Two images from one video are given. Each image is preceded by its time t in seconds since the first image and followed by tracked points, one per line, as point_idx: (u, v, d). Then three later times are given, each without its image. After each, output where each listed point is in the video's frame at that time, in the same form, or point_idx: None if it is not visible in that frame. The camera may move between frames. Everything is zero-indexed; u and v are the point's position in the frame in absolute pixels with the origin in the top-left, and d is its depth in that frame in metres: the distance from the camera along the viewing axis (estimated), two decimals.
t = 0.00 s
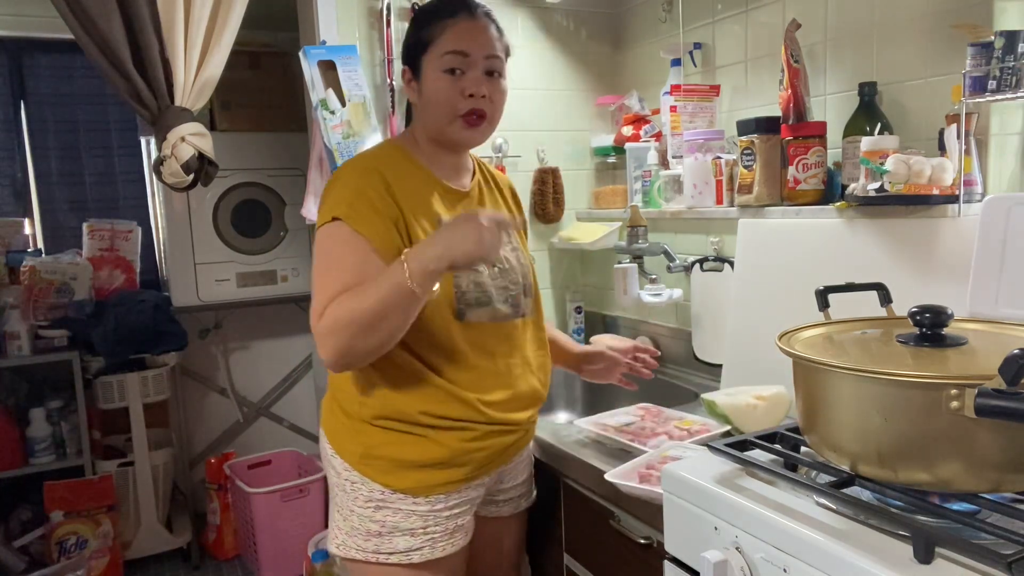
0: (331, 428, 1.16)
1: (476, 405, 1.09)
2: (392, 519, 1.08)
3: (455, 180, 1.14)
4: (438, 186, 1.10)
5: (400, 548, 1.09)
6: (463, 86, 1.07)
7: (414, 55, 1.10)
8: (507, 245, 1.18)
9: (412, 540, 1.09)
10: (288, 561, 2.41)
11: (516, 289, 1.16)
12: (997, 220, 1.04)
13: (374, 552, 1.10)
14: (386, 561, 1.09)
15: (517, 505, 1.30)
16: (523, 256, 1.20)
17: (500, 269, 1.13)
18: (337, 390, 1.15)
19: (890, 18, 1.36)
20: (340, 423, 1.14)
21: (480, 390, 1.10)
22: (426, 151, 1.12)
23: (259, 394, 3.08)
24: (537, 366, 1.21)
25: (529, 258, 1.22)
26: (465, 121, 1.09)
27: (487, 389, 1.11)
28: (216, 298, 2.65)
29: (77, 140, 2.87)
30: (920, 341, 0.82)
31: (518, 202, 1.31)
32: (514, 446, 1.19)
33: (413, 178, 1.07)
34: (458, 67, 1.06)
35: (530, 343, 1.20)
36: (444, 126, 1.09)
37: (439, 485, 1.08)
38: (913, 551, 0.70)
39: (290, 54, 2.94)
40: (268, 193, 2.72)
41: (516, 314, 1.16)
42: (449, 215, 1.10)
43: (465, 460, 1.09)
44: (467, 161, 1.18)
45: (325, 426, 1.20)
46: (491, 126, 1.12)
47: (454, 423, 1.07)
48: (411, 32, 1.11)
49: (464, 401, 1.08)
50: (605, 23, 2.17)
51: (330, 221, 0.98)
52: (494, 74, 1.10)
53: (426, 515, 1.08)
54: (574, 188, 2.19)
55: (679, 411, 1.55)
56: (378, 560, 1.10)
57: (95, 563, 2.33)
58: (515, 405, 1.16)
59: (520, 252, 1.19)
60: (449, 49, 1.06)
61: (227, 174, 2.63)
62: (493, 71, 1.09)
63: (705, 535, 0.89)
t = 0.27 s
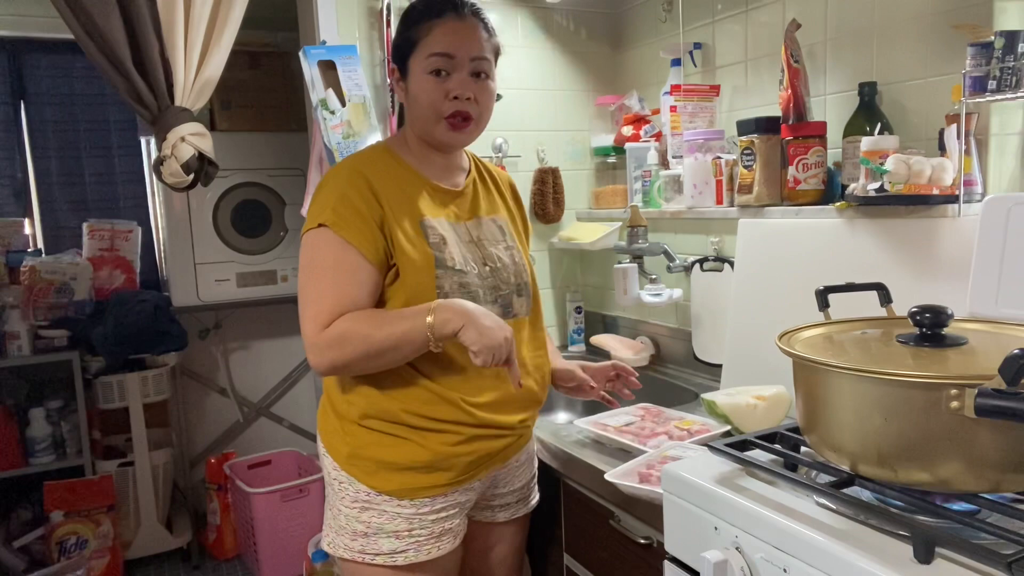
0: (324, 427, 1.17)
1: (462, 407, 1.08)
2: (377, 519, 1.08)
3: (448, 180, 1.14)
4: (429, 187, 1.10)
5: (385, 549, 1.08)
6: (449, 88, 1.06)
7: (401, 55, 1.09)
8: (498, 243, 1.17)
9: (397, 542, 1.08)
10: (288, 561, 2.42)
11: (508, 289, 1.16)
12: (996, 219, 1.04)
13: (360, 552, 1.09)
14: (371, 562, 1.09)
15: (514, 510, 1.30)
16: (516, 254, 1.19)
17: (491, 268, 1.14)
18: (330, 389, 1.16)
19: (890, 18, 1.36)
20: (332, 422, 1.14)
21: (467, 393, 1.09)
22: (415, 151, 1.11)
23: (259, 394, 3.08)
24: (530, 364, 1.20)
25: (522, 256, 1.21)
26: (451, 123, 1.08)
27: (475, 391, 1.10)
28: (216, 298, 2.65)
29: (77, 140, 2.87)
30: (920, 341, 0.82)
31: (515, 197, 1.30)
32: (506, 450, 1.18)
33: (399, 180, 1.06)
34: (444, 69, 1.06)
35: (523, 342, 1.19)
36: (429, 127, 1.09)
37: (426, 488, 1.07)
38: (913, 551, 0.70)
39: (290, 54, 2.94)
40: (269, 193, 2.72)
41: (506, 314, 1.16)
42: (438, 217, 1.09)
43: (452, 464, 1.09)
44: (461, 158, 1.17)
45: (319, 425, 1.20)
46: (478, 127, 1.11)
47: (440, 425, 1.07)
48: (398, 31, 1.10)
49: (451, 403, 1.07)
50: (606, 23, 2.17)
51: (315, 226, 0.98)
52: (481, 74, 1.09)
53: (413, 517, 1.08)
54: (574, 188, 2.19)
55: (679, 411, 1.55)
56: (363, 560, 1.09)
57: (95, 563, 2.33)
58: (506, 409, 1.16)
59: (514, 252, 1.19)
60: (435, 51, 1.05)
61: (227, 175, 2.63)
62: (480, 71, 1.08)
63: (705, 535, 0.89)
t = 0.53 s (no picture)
0: (325, 429, 1.16)
1: (469, 408, 1.09)
2: (385, 522, 1.08)
3: (448, 180, 1.14)
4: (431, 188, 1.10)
5: (392, 551, 1.08)
6: (447, 92, 1.06)
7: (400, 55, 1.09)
8: (500, 243, 1.17)
9: (404, 543, 1.08)
10: (288, 561, 2.42)
11: (509, 288, 1.16)
12: (996, 219, 1.04)
13: (367, 554, 1.09)
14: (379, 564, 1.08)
15: (515, 508, 1.30)
16: (517, 253, 1.19)
17: (493, 268, 1.13)
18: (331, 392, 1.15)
19: (889, 18, 1.36)
20: (334, 424, 1.13)
21: (473, 394, 1.10)
22: (413, 151, 1.11)
23: (259, 394, 3.08)
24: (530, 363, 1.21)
25: (523, 256, 1.22)
26: (449, 126, 1.08)
27: (480, 392, 1.11)
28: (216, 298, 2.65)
29: (77, 140, 2.87)
30: (920, 341, 0.82)
31: (513, 196, 1.30)
32: (509, 450, 1.18)
33: (400, 180, 1.06)
34: (443, 73, 1.05)
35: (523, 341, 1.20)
36: (429, 130, 1.08)
37: (432, 489, 1.07)
38: (913, 551, 0.70)
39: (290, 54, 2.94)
40: (268, 192, 2.72)
41: (508, 314, 1.16)
42: (440, 217, 1.09)
43: (458, 465, 1.09)
44: (458, 159, 1.17)
45: (319, 426, 1.20)
46: (477, 129, 1.11)
47: (447, 427, 1.07)
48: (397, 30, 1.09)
49: (458, 404, 1.08)
50: (606, 23, 2.17)
51: (319, 227, 0.98)
52: (480, 77, 1.08)
53: (420, 519, 1.08)
54: (574, 188, 2.19)
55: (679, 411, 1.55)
56: (371, 563, 1.09)
57: (95, 563, 2.33)
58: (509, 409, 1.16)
59: (515, 251, 1.19)
60: (434, 54, 1.05)
61: (227, 175, 2.63)
62: (479, 75, 1.08)
63: (705, 536, 0.89)
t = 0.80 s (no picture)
0: (326, 430, 1.15)
1: (475, 409, 1.09)
2: (389, 524, 1.07)
3: (445, 180, 1.14)
4: (432, 188, 1.10)
5: (397, 553, 1.08)
6: (432, 92, 1.06)
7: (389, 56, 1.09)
8: (501, 243, 1.17)
9: (409, 545, 1.08)
10: (288, 561, 2.42)
11: (511, 289, 1.16)
12: (996, 219, 1.04)
13: (371, 556, 1.09)
14: (383, 566, 1.09)
15: (512, 506, 1.30)
16: (518, 253, 1.20)
17: (495, 268, 1.14)
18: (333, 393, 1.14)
19: (889, 18, 1.36)
20: (336, 426, 1.13)
21: (478, 395, 1.10)
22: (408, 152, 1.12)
23: (259, 394, 3.08)
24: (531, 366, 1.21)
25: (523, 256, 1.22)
26: (437, 126, 1.08)
27: (485, 393, 1.11)
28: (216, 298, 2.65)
29: (77, 140, 2.87)
30: (920, 341, 0.82)
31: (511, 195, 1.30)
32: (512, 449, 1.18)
33: (403, 179, 1.06)
34: (427, 72, 1.05)
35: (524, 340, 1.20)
36: (418, 130, 1.09)
37: (438, 491, 1.07)
38: (913, 551, 0.70)
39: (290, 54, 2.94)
40: (269, 193, 2.72)
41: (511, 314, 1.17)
42: (441, 218, 1.09)
43: (464, 466, 1.09)
44: (454, 158, 1.17)
45: (320, 427, 1.19)
46: (466, 128, 1.11)
47: (453, 428, 1.07)
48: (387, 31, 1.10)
49: (464, 406, 1.08)
50: (606, 23, 2.17)
51: (325, 228, 0.97)
52: (467, 75, 1.07)
53: (425, 520, 1.08)
54: (574, 188, 2.19)
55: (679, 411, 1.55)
56: (375, 564, 1.09)
57: (95, 563, 2.33)
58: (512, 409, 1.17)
59: (515, 251, 1.19)
60: (419, 53, 1.05)
61: (227, 175, 2.63)
62: (466, 73, 1.07)
63: (705, 536, 0.89)
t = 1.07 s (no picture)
0: (322, 431, 1.16)
1: (465, 411, 1.09)
2: (385, 525, 1.07)
3: (438, 180, 1.14)
4: (424, 187, 1.09)
5: (393, 555, 1.07)
6: (418, 90, 1.05)
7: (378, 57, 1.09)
8: (495, 243, 1.16)
9: (405, 547, 1.07)
10: (288, 561, 2.42)
11: (506, 288, 1.16)
12: (996, 220, 1.04)
13: (367, 558, 1.08)
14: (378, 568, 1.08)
15: (512, 510, 1.30)
16: (512, 252, 1.19)
17: (489, 267, 1.13)
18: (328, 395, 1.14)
19: (889, 18, 1.37)
20: (331, 427, 1.13)
21: (470, 397, 1.11)
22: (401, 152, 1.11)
23: (259, 394, 3.08)
24: (517, 372, 1.22)
25: (518, 255, 1.21)
26: (426, 124, 1.07)
27: (478, 395, 1.11)
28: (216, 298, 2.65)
29: (77, 139, 2.86)
30: (920, 341, 0.82)
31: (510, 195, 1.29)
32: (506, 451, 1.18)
33: (392, 179, 1.06)
34: (413, 70, 1.05)
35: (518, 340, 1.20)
36: (408, 128, 1.08)
37: (432, 493, 1.07)
38: (913, 551, 0.70)
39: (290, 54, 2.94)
40: (269, 193, 2.72)
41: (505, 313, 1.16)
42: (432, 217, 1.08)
43: (457, 468, 1.09)
44: (449, 157, 1.16)
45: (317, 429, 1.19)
46: (456, 124, 1.10)
47: (444, 430, 1.08)
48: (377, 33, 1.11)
49: (454, 407, 1.09)
50: (606, 23, 2.17)
51: (309, 229, 0.98)
52: (454, 72, 1.07)
53: (421, 522, 1.08)
54: (574, 188, 2.19)
55: (679, 411, 1.55)
56: (371, 566, 1.09)
57: (95, 563, 2.33)
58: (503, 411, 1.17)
59: (511, 250, 1.18)
60: (405, 52, 1.05)
61: (227, 175, 2.63)
62: (453, 70, 1.07)
63: (705, 536, 0.89)
